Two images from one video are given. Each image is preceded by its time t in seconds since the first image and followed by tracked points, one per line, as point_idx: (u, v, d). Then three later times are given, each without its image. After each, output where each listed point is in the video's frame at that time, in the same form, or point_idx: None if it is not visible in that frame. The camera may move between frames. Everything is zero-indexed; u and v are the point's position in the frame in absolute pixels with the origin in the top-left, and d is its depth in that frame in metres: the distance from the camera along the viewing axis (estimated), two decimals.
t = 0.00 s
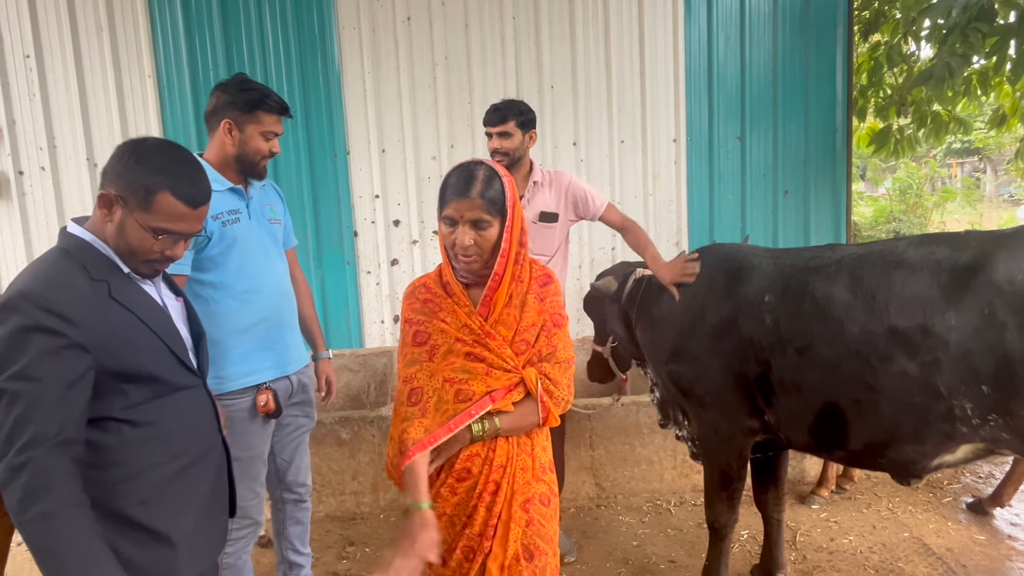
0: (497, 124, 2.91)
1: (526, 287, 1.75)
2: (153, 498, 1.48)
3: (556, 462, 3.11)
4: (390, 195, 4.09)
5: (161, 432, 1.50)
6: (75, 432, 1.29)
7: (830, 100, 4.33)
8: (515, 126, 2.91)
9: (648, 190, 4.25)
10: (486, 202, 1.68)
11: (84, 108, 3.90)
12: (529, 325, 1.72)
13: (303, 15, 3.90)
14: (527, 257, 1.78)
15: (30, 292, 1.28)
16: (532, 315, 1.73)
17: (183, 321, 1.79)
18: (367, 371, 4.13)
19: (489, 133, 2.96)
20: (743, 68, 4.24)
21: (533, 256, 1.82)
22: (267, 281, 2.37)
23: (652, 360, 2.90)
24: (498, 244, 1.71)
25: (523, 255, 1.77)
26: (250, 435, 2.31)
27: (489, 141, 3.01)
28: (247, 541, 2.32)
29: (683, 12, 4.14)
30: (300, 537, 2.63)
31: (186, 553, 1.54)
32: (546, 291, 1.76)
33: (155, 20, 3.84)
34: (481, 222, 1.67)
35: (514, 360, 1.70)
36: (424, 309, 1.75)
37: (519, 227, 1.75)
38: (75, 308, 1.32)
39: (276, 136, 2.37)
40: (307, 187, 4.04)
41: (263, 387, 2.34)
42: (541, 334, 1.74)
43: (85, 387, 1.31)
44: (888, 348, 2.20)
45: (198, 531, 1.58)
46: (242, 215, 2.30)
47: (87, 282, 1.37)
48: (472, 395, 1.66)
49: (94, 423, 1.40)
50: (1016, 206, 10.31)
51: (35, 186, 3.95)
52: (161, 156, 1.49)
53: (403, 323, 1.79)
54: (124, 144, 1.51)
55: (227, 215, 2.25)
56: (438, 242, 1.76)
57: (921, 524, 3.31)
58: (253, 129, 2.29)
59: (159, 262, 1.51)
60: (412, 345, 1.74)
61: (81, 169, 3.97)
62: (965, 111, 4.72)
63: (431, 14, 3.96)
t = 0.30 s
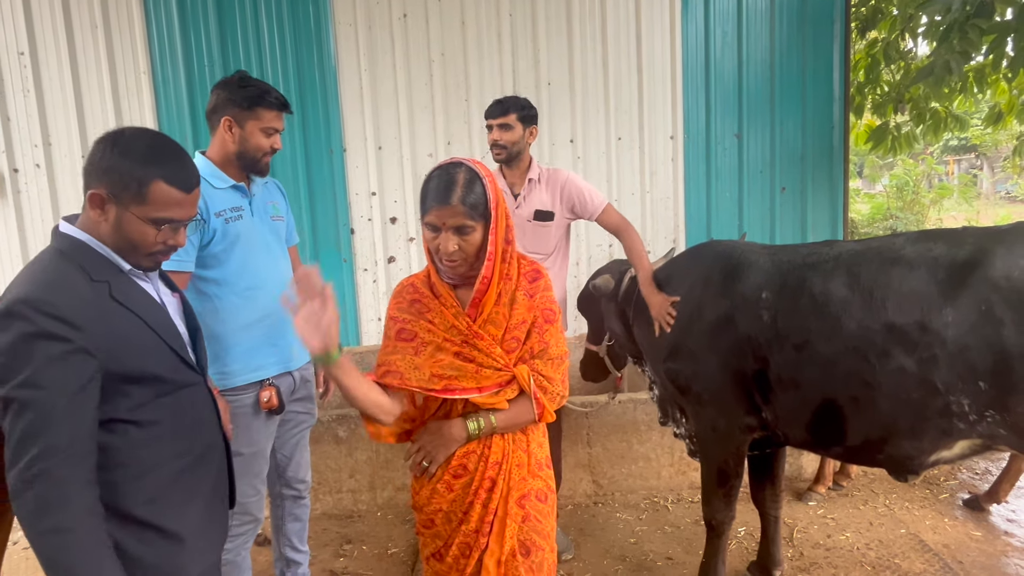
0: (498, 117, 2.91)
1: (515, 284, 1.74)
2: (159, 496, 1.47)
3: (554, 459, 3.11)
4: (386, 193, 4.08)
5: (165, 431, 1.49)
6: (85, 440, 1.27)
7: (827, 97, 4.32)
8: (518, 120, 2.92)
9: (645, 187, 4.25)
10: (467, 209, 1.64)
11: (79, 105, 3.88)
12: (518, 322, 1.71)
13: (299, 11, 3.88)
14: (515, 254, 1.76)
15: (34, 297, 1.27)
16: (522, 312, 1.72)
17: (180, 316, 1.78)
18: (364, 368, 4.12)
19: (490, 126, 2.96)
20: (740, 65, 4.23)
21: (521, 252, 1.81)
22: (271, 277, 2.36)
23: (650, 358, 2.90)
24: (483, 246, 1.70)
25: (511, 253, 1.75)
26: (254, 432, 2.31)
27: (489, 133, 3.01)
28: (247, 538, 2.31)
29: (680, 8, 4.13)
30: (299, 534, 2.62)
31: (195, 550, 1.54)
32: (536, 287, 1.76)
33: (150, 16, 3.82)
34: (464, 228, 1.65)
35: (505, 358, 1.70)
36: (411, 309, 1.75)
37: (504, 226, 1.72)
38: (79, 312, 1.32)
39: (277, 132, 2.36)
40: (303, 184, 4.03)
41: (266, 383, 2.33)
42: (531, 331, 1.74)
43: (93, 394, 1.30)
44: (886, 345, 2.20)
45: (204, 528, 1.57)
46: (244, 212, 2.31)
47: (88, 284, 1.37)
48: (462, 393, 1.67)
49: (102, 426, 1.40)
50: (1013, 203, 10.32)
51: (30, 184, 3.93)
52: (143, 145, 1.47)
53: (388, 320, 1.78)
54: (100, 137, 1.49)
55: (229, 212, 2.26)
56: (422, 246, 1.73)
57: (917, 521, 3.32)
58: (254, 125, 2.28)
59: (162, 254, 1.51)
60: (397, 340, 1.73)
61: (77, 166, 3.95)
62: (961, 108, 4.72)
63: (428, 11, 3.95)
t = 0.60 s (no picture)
0: (501, 111, 2.94)
1: (512, 283, 1.74)
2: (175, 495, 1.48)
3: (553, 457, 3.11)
4: (385, 191, 4.08)
5: (177, 431, 1.49)
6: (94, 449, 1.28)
7: (826, 94, 4.31)
8: (520, 113, 2.95)
9: (644, 185, 4.24)
10: (463, 207, 1.64)
11: (78, 103, 3.87)
12: (514, 321, 1.71)
13: (297, 9, 3.88)
14: (512, 253, 1.76)
15: (48, 308, 1.26)
16: (518, 311, 1.72)
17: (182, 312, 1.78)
18: (363, 366, 4.12)
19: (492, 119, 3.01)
20: (739, 62, 4.23)
21: (518, 251, 1.80)
22: (277, 274, 2.36)
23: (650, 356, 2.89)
24: (479, 246, 1.69)
25: (507, 251, 1.74)
26: (260, 428, 2.31)
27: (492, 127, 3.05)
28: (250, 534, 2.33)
29: (680, 6, 4.12)
30: (300, 531, 2.61)
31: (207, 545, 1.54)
32: (532, 286, 1.75)
33: (148, 14, 3.82)
34: (461, 227, 1.65)
35: (500, 358, 1.69)
36: (407, 310, 1.76)
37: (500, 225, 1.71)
38: (92, 321, 1.31)
39: (285, 130, 2.35)
40: (303, 182, 4.02)
41: (272, 378, 2.33)
42: (527, 330, 1.73)
43: (104, 406, 1.30)
44: (886, 341, 2.20)
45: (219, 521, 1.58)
46: (252, 209, 2.30)
47: (100, 290, 1.36)
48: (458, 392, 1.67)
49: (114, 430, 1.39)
50: (1013, 200, 10.30)
51: (29, 182, 3.93)
52: (134, 142, 1.44)
53: (386, 321, 1.80)
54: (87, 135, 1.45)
55: (237, 208, 2.25)
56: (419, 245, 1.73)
57: (916, 518, 3.32)
58: (260, 123, 2.28)
59: (171, 244, 1.52)
60: (394, 343, 1.75)
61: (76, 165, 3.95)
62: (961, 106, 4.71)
63: (427, 9, 3.94)
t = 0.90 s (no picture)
0: (507, 115, 2.91)
1: (509, 282, 1.74)
2: (163, 498, 1.48)
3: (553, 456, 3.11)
4: (384, 190, 4.08)
5: (168, 436, 1.49)
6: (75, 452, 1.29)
7: (826, 93, 4.31)
8: (527, 116, 2.92)
9: (644, 184, 4.24)
10: (462, 206, 1.64)
11: (77, 102, 3.87)
12: (513, 321, 1.71)
13: (297, 8, 3.88)
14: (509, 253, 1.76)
15: (35, 318, 1.26)
16: (517, 311, 1.72)
17: (180, 314, 1.78)
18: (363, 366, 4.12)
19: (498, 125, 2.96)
20: (739, 61, 4.23)
21: (515, 251, 1.80)
22: (287, 272, 2.37)
23: (650, 355, 2.89)
24: (477, 245, 1.69)
25: (505, 251, 1.75)
26: (267, 425, 2.30)
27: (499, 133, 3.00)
28: (255, 534, 2.30)
29: (679, 5, 4.12)
30: (301, 530, 2.61)
31: (197, 549, 1.54)
32: (530, 285, 1.75)
33: (147, 13, 3.81)
34: (460, 225, 1.65)
35: (501, 359, 1.69)
36: (406, 313, 1.73)
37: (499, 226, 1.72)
38: (81, 333, 1.30)
39: (290, 127, 2.33)
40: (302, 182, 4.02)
41: (278, 375, 2.33)
42: (526, 330, 1.73)
43: (87, 414, 1.30)
44: (886, 341, 2.20)
45: (208, 525, 1.58)
46: (263, 207, 2.31)
47: (94, 302, 1.36)
48: (460, 395, 1.65)
49: (100, 433, 1.40)
50: (1013, 199, 10.30)
51: (28, 182, 3.93)
52: (110, 142, 1.45)
53: (386, 327, 1.77)
54: (58, 147, 1.44)
55: (248, 206, 2.27)
56: (416, 245, 1.72)
57: (916, 517, 3.32)
58: (262, 120, 2.26)
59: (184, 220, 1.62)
60: (397, 349, 1.72)
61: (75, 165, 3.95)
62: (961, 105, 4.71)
63: (426, 8, 3.94)
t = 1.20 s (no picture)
0: (515, 115, 2.91)
1: (508, 282, 1.74)
2: (139, 498, 1.48)
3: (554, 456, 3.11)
4: (384, 190, 4.08)
5: (150, 437, 1.50)
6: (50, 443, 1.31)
7: (825, 92, 4.31)
8: (534, 117, 2.92)
9: (643, 183, 4.24)
10: (464, 203, 1.64)
11: (76, 102, 3.87)
12: (512, 322, 1.71)
13: (296, 8, 3.87)
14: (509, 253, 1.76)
15: (10, 297, 1.30)
16: (516, 311, 1.72)
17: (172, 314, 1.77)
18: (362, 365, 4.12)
19: (506, 125, 2.96)
20: (738, 61, 4.22)
21: (515, 252, 1.81)
22: (294, 273, 2.37)
23: (650, 355, 2.89)
24: (478, 244, 1.69)
25: (506, 251, 1.75)
26: (271, 419, 2.32)
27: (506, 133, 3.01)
28: (273, 533, 2.33)
29: (679, 4, 4.12)
30: (303, 529, 2.61)
31: (172, 554, 1.51)
32: (529, 285, 1.75)
33: (146, 13, 3.81)
34: (462, 223, 1.64)
35: (500, 358, 1.70)
36: (407, 307, 1.73)
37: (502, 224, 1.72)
38: (53, 314, 1.33)
39: (292, 129, 2.29)
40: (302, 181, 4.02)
41: (281, 374, 2.34)
42: (524, 330, 1.73)
43: (60, 400, 1.32)
44: (885, 340, 2.20)
45: (187, 530, 1.55)
46: (274, 209, 2.32)
47: (69, 286, 1.39)
48: (459, 394, 1.66)
49: (79, 426, 1.42)
50: (1012, 198, 10.31)
51: (28, 182, 3.93)
52: (84, 132, 1.48)
53: (386, 321, 1.77)
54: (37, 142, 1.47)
55: (259, 207, 2.27)
56: (417, 243, 1.72)
57: (915, 517, 3.32)
58: (265, 121, 2.26)
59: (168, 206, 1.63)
60: (397, 344, 1.72)
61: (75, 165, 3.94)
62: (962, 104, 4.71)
63: (425, 8, 3.94)
